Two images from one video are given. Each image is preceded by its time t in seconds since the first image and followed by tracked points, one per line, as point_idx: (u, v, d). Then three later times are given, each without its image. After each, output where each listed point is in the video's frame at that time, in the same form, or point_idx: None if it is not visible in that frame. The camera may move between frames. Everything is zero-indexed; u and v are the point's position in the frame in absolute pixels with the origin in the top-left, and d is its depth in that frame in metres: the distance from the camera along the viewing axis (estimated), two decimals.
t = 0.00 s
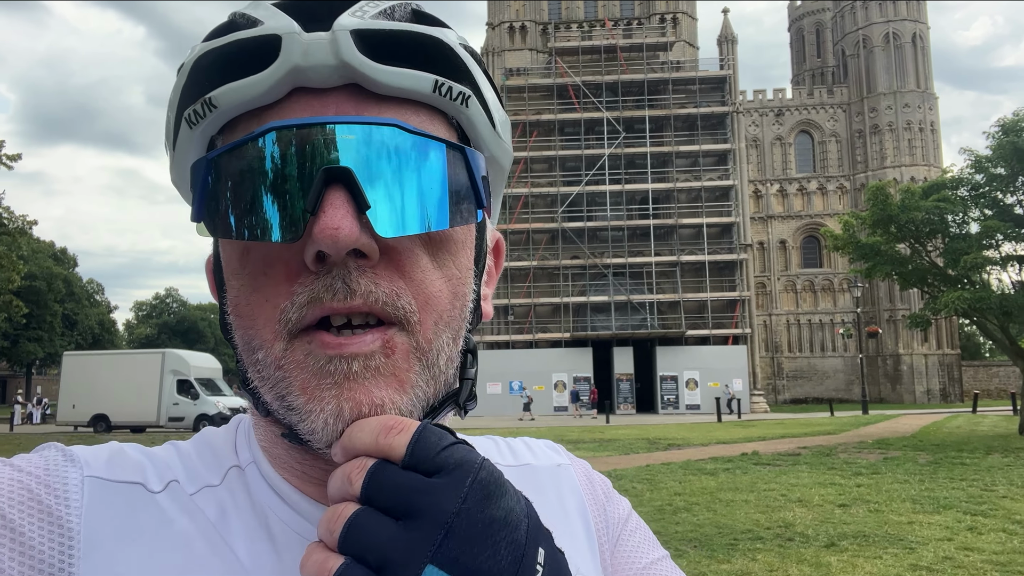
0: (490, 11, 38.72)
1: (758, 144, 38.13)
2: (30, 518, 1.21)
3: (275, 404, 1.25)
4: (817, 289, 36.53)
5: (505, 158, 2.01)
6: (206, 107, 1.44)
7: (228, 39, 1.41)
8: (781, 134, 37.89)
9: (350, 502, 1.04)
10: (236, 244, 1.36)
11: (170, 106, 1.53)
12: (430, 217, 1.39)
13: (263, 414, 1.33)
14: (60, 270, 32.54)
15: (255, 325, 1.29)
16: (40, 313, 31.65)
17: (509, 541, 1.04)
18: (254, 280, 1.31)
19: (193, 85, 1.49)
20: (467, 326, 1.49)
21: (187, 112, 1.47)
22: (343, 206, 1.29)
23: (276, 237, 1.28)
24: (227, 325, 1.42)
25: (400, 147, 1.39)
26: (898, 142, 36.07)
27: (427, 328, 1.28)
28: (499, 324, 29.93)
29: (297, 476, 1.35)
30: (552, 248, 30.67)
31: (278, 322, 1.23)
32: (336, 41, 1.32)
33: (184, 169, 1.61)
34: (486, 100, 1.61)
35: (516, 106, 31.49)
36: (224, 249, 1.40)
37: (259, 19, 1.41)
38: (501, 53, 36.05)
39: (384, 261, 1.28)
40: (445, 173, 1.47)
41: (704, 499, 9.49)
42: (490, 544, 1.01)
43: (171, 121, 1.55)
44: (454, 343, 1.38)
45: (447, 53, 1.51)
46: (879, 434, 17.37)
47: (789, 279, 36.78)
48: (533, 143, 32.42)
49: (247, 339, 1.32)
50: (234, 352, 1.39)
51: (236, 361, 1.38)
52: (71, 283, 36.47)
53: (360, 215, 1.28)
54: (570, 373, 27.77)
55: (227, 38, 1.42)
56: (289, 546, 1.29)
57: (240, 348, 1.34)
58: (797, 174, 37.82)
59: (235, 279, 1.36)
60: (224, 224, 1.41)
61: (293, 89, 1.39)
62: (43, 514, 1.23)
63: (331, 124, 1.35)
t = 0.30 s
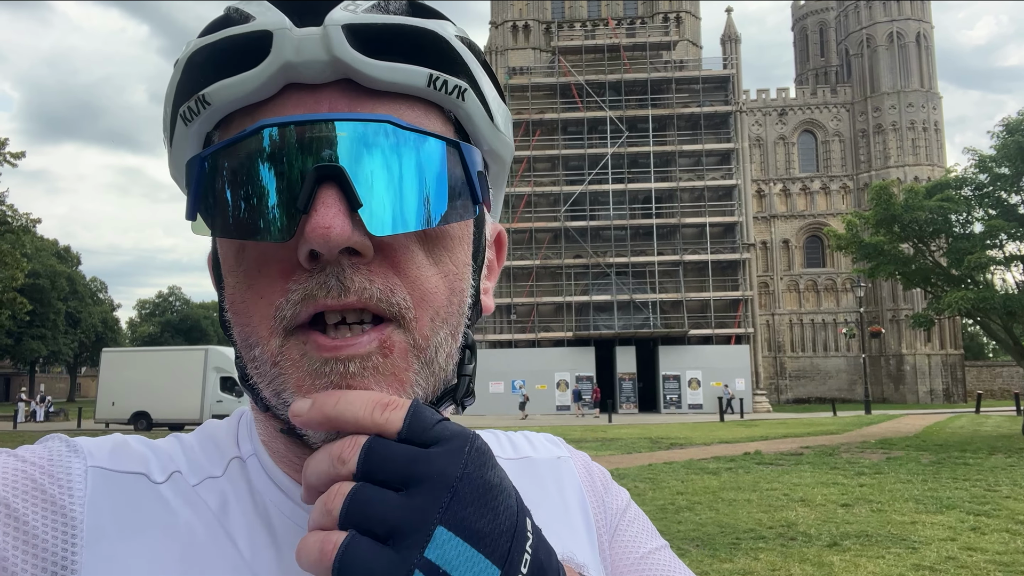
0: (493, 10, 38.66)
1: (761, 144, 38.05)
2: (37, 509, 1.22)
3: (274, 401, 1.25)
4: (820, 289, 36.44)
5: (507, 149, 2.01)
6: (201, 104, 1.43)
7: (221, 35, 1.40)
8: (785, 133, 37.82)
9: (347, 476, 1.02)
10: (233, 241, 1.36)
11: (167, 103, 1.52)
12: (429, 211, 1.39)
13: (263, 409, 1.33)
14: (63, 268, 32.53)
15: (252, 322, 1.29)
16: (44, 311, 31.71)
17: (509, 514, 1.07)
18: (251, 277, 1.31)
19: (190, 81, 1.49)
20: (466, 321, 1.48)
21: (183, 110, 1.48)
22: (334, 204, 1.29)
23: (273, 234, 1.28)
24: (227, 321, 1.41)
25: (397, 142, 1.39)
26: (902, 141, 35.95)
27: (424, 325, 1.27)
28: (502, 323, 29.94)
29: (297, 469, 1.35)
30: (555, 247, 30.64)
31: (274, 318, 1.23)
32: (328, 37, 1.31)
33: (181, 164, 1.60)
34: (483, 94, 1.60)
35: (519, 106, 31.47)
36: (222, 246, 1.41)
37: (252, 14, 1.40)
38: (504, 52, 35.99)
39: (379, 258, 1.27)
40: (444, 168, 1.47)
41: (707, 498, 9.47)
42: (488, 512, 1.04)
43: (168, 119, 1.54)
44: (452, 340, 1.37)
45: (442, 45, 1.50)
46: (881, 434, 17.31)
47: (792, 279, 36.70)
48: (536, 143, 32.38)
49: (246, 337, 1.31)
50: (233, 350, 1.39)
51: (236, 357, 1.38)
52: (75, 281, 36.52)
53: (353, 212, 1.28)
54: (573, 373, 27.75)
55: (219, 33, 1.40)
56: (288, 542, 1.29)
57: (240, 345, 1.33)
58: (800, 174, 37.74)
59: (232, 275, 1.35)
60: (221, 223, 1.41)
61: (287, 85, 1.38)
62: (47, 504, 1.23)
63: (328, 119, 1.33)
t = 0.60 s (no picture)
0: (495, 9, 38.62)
1: (763, 143, 38.00)
2: (40, 508, 1.21)
3: (277, 401, 1.24)
4: (822, 289, 36.37)
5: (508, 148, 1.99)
6: (202, 105, 1.43)
7: (221, 35, 1.40)
8: (787, 133, 37.75)
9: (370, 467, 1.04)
10: (237, 239, 1.35)
11: (167, 104, 1.52)
12: (430, 210, 1.39)
13: (266, 410, 1.32)
14: (66, 267, 32.57)
15: (255, 321, 1.28)
16: (47, 309, 31.76)
17: (520, 507, 1.09)
18: (254, 276, 1.30)
19: (190, 81, 1.48)
20: (468, 320, 1.47)
21: (183, 109, 1.46)
22: (337, 202, 1.28)
23: (276, 233, 1.27)
24: (229, 321, 1.41)
25: (397, 141, 1.38)
26: (904, 141, 35.86)
27: (424, 323, 1.26)
28: (504, 322, 29.94)
29: (299, 469, 1.35)
30: (557, 247, 30.62)
31: (278, 317, 1.22)
32: (328, 37, 1.30)
33: (184, 164, 1.59)
34: (483, 93, 1.59)
35: (521, 105, 31.48)
36: (225, 247, 1.39)
37: (251, 14, 1.39)
38: (506, 52, 35.96)
39: (381, 257, 1.26)
40: (445, 167, 1.46)
41: (709, 498, 9.46)
42: (509, 503, 1.08)
43: (169, 119, 1.53)
44: (454, 338, 1.36)
45: (442, 45, 1.49)
46: (883, 434, 17.24)
47: (794, 279, 36.66)
48: (538, 142, 32.38)
49: (248, 336, 1.30)
50: (236, 349, 1.38)
51: (238, 358, 1.37)
52: (77, 280, 36.60)
53: (356, 211, 1.27)
54: (574, 372, 27.71)
55: (220, 33, 1.40)
56: (290, 542, 1.28)
57: (242, 346, 1.32)
58: (803, 174, 37.67)
59: (235, 275, 1.34)
60: (223, 222, 1.40)
61: (287, 84, 1.37)
62: (50, 504, 1.22)
63: (329, 120, 1.33)
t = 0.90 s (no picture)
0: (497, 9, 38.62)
1: (764, 143, 37.99)
2: (30, 504, 1.22)
3: (275, 396, 1.25)
4: (823, 289, 36.34)
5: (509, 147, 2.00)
6: (205, 98, 1.43)
7: (227, 27, 1.40)
8: (788, 134, 37.74)
9: (377, 454, 1.03)
10: (236, 235, 1.35)
11: (168, 98, 1.52)
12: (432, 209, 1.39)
13: (263, 405, 1.33)
14: (68, 266, 32.65)
15: (253, 314, 1.29)
16: (48, 308, 31.86)
17: (521, 509, 1.10)
18: (253, 271, 1.31)
19: (193, 74, 1.48)
20: (466, 318, 1.48)
21: (185, 103, 1.47)
22: (343, 199, 1.28)
23: (276, 230, 1.28)
24: (226, 316, 1.41)
25: (402, 138, 1.38)
26: (906, 142, 35.80)
27: (425, 321, 1.26)
28: (505, 322, 29.97)
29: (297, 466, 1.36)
30: (558, 247, 30.61)
31: (276, 311, 1.23)
32: (338, 33, 1.31)
33: (183, 159, 1.59)
34: (487, 92, 1.59)
35: (523, 105, 31.50)
36: (223, 243, 1.40)
37: (258, 7, 1.40)
38: (508, 52, 35.97)
39: (385, 254, 1.27)
40: (447, 166, 1.47)
41: (709, 498, 9.47)
42: (512, 504, 1.09)
43: (169, 111, 1.53)
44: (452, 335, 1.37)
45: (450, 44, 1.50)
46: (884, 435, 17.21)
47: (795, 279, 36.68)
48: (539, 142, 32.41)
49: (247, 329, 1.31)
50: (234, 344, 1.38)
51: (238, 353, 1.38)
52: (79, 279, 36.67)
53: (361, 208, 1.27)
54: (575, 373, 27.72)
55: (225, 26, 1.40)
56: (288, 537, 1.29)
57: (241, 339, 1.33)
58: (804, 174, 37.66)
59: (234, 269, 1.35)
60: (223, 216, 1.40)
61: (295, 80, 1.38)
62: (43, 502, 1.23)
63: (333, 116, 1.33)
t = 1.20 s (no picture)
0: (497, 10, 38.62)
1: (764, 144, 37.98)
2: (35, 496, 1.24)
3: (282, 394, 1.27)
4: (823, 290, 36.38)
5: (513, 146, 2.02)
6: (213, 95, 1.45)
7: (236, 25, 1.42)
8: (788, 134, 37.72)
9: (385, 455, 1.05)
10: (244, 233, 1.37)
11: (176, 95, 1.54)
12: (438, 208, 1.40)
13: (269, 402, 1.35)
14: (68, 266, 32.68)
15: (262, 313, 1.31)
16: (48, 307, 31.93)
17: (529, 508, 1.12)
18: (262, 269, 1.32)
19: (201, 70, 1.50)
20: (471, 318, 1.49)
21: (194, 99, 1.48)
22: (352, 198, 1.29)
23: (284, 228, 1.30)
24: (234, 314, 1.43)
25: (410, 138, 1.40)
26: (906, 142, 35.80)
27: (432, 322, 1.28)
28: (505, 322, 29.99)
29: (301, 462, 1.38)
30: (558, 247, 30.60)
31: (286, 310, 1.25)
32: (348, 32, 1.32)
33: (191, 157, 1.61)
34: (494, 90, 1.61)
35: (523, 105, 31.53)
36: (230, 240, 1.42)
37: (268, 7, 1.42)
38: (508, 52, 35.97)
39: (393, 255, 1.29)
40: (453, 165, 1.48)
41: (709, 498, 9.49)
42: (521, 501, 1.11)
43: (177, 109, 1.55)
44: (458, 335, 1.39)
45: (458, 44, 1.52)
46: (883, 435, 17.22)
47: (795, 279, 36.72)
48: (539, 143, 32.42)
49: (256, 328, 1.33)
50: (242, 341, 1.40)
51: (245, 349, 1.40)
52: (79, 278, 36.68)
53: (370, 207, 1.29)
54: (575, 373, 27.74)
55: (235, 24, 1.42)
56: (293, 532, 1.30)
57: (249, 337, 1.35)
58: (804, 174, 37.68)
59: (242, 269, 1.37)
60: (229, 214, 1.42)
61: (304, 79, 1.39)
62: (49, 495, 1.25)
63: (341, 116, 1.34)
